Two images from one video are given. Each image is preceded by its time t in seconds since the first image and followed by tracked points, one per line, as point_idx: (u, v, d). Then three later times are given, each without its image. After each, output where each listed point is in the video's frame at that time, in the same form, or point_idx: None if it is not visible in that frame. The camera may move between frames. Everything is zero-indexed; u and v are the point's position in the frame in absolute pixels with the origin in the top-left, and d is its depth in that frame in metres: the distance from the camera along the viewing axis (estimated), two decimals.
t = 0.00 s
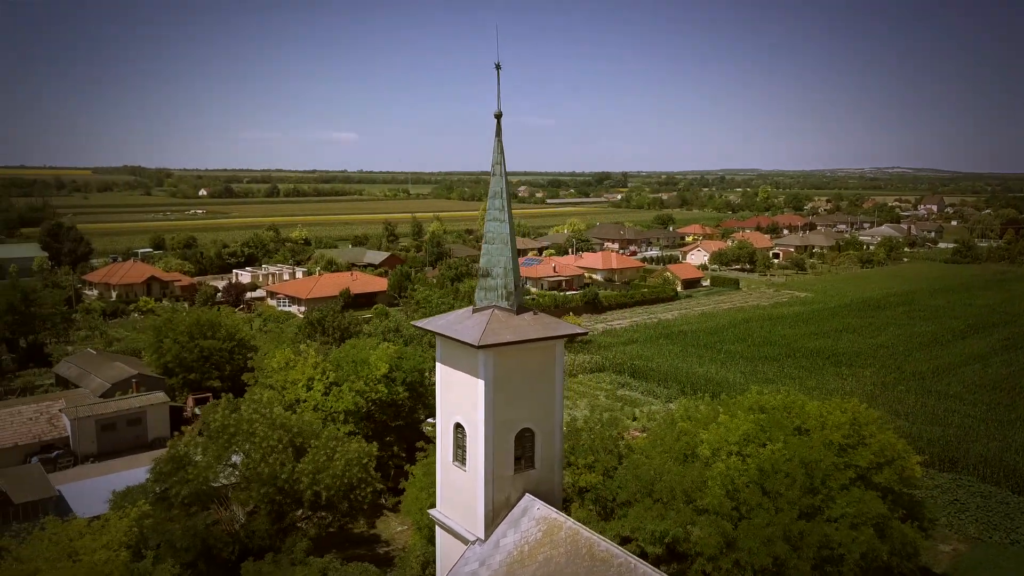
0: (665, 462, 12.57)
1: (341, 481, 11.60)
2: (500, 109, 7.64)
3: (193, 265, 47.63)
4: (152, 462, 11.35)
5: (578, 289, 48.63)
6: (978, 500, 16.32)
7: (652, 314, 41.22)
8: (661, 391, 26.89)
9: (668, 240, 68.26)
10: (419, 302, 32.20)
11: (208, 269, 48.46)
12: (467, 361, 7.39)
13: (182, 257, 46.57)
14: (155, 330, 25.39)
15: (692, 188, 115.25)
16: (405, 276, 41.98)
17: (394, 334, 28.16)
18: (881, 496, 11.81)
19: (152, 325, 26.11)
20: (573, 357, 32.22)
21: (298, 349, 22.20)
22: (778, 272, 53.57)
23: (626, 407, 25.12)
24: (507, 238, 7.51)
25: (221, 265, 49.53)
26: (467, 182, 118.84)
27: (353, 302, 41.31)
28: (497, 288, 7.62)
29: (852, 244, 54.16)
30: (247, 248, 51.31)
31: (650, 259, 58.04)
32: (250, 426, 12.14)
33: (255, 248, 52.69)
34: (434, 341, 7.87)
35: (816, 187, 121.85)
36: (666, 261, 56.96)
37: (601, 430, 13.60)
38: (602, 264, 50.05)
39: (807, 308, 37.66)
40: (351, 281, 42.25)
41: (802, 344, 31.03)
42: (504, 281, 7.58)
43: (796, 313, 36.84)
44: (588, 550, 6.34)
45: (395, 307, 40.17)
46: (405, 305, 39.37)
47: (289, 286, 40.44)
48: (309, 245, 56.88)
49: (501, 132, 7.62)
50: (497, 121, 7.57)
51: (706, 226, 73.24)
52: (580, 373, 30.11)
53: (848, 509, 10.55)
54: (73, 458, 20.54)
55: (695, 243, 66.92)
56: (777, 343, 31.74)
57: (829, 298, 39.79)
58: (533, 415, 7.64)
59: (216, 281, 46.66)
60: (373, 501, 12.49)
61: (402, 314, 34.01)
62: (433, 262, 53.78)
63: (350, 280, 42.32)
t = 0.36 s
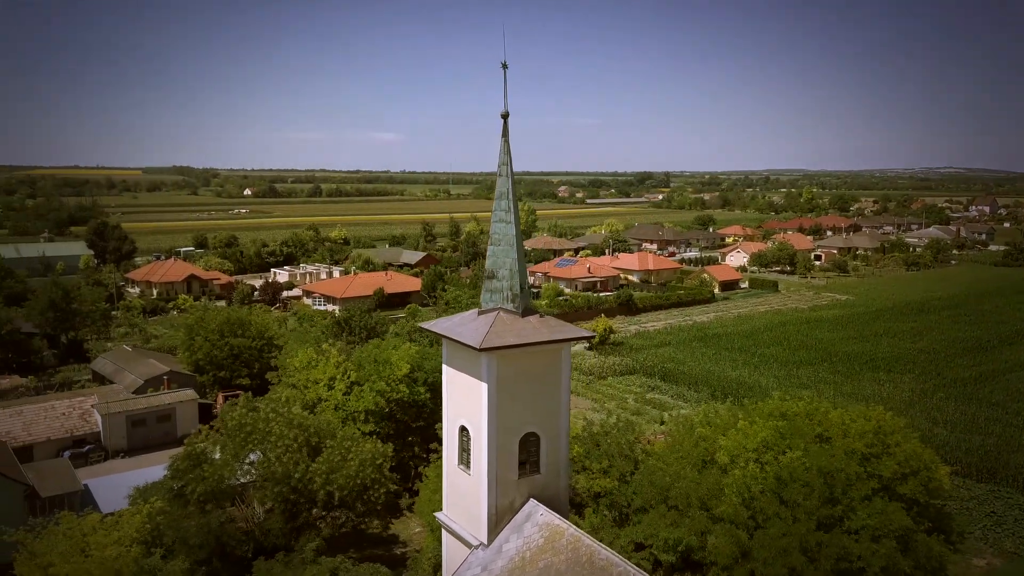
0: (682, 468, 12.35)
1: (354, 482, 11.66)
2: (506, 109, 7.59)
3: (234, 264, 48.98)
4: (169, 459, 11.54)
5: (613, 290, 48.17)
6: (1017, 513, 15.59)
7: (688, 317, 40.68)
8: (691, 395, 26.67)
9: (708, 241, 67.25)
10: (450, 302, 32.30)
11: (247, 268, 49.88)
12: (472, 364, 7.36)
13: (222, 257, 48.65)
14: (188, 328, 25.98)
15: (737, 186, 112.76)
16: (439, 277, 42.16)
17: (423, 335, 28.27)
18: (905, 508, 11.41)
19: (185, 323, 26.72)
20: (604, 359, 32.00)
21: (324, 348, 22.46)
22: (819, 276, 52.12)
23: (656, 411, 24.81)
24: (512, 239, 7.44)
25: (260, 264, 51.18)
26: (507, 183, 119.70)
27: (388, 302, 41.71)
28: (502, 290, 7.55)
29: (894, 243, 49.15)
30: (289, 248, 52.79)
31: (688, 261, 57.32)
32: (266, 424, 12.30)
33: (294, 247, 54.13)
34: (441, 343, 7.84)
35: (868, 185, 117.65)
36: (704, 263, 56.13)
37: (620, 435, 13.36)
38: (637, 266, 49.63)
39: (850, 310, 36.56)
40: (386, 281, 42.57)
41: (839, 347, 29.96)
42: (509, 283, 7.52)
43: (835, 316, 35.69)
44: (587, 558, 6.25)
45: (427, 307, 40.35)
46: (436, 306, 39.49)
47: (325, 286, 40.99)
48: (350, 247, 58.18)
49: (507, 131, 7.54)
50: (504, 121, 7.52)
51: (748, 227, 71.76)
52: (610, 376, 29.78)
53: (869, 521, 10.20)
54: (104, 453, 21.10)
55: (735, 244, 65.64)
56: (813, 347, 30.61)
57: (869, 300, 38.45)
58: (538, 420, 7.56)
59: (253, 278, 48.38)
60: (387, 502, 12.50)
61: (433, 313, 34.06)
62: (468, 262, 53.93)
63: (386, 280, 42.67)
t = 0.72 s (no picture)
0: (700, 474, 12.13)
1: (368, 482, 11.70)
2: (514, 109, 7.53)
3: (274, 263, 50.03)
4: (189, 455, 11.72)
5: (650, 291, 47.70)
6: None
7: (725, 319, 40.05)
8: (723, 398, 26.31)
9: (749, 241, 65.80)
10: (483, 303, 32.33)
11: (286, 267, 50.88)
12: (477, 367, 7.32)
13: (263, 256, 49.76)
14: (221, 327, 26.50)
15: (786, 185, 109.78)
16: (473, 276, 42.33)
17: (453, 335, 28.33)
18: (931, 520, 10.99)
19: (218, 321, 27.28)
20: (637, 362, 31.72)
21: (350, 348, 22.69)
22: (863, 278, 49.86)
23: (687, 416, 24.44)
24: (519, 240, 7.40)
25: (299, 264, 52.13)
26: (549, 185, 120.10)
27: (424, 301, 42.04)
28: (508, 292, 7.49)
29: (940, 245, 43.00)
30: (329, 247, 53.70)
31: (727, 262, 56.45)
32: (284, 423, 12.44)
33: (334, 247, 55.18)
34: (448, 346, 7.82)
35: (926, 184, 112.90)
36: (743, 264, 55.11)
37: (635, 442, 13.16)
38: (675, 266, 49.10)
39: (894, 314, 35.39)
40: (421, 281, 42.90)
41: (882, 353, 28.87)
42: (516, 285, 7.46)
43: (878, 320, 34.46)
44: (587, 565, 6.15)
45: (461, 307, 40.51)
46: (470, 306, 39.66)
47: (361, 285, 41.43)
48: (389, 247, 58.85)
49: (514, 131, 7.49)
50: (511, 122, 7.47)
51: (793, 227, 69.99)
52: (641, 378, 29.46)
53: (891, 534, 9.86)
54: (136, 447, 21.62)
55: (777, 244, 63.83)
56: (852, 351, 29.67)
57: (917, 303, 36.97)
58: (544, 424, 7.49)
59: (292, 277, 49.36)
60: (402, 502, 12.49)
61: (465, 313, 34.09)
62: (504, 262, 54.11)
63: (421, 280, 43.00)
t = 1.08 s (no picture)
0: (718, 480, 11.89)
1: (382, 483, 11.74)
2: (520, 110, 7.46)
3: (314, 262, 51.00)
4: (207, 453, 11.88)
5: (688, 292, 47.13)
6: None
7: (763, 322, 39.35)
8: (755, 403, 25.97)
9: (794, 244, 64.06)
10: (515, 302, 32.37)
11: (327, 266, 51.57)
12: (481, 369, 7.30)
13: (303, 255, 50.72)
14: (253, 325, 26.97)
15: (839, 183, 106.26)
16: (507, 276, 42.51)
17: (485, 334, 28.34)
18: (959, 535, 10.51)
19: (251, 319, 27.80)
20: (670, 365, 31.43)
21: (375, 347, 22.83)
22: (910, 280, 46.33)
23: (718, 421, 24.13)
24: (524, 243, 7.35)
25: (339, 263, 52.91)
26: (592, 185, 120.20)
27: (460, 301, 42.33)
28: (514, 294, 7.43)
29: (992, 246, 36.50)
30: (369, 246, 54.48)
31: (770, 264, 55.39)
32: (302, 423, 12.61)
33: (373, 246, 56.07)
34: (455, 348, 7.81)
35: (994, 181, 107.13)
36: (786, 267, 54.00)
37: (651, 445, 12.95)
38: (715, 268, 48.46)
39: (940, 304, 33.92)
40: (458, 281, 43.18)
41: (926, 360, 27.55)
42: (521, 288, 7.40)
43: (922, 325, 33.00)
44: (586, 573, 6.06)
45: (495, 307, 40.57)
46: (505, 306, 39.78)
47: (398, 284, 41.82)
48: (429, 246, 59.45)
49: (521, 132, 7.42)
50: (517, 123, 7.40)
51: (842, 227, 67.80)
52: (673, 382, 29.10)
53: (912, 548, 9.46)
54: (166, 443, 22.07)
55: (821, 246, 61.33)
56: (895, 351, 28.42)
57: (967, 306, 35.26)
58: (549, 428, 7.42)
59: (331, 276, 50.13)
60: (418, 503, 12.50)
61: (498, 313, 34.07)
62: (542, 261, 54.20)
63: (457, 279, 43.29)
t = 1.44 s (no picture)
0: (733, 488, 11.63)
1: (394, 484, 11.75)
2: (524, 110, 7.39)
3: (352, 262, 51.72)
4: (222, 451, 12.06)
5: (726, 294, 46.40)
6: None
7: (801, 326, 38.57)
8: (788, 408, 25.58)
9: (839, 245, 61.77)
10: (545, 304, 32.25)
11: (364, 265, 52.16)
12: (483, 372, 7.27)
13: (341, 255, 51.46)
14: (282, 323, 27.31)
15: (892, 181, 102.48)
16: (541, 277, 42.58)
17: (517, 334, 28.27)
18: (984, 551, 10.09)
19: (281, 319, 28.23)
20: (702, 368, 31.08)
21: (400, 347, 22.82)
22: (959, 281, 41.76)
23: (747, 426, 23.82)
24: (527, 244, 7.31)
25: (377, 262, 53.48)
26: (634, 185, 119.55)
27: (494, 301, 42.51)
28: (517, 297, 7.37)
29: None
30: (406, 246, 55.06)
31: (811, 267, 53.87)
32: (317, 422, 12.74)
33: (410, 247, 56.61)
34: (458, 351, 7.79)
35: None
36: (827, 268, 52.96)
37: (666, 450, 12.72)
38: (753, 270, 47.92)
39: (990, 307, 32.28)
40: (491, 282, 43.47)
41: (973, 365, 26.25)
42: (524, 290, 7.34)
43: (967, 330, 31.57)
44: None
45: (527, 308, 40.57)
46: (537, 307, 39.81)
47: (433, 284, 42.14)
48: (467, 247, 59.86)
49: (524, 133, 7.35)
50: (521, 123, 7.35)
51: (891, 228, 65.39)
52: (704, 387, 28.71)
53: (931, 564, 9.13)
54: (193, 440, 22.45)
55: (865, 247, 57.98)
56: (936, 356, 27.41)
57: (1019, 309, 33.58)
58: (551, 432, 7.36)
59: (368, 275, 50.75)
60: (431, 505, 12.50)
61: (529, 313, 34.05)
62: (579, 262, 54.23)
63: (491, 281, 43.54)
